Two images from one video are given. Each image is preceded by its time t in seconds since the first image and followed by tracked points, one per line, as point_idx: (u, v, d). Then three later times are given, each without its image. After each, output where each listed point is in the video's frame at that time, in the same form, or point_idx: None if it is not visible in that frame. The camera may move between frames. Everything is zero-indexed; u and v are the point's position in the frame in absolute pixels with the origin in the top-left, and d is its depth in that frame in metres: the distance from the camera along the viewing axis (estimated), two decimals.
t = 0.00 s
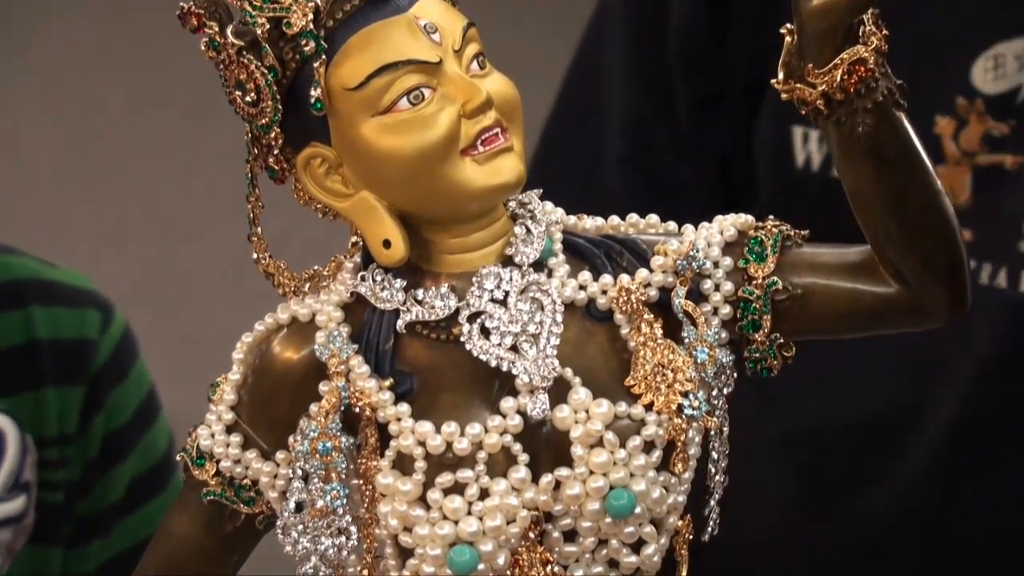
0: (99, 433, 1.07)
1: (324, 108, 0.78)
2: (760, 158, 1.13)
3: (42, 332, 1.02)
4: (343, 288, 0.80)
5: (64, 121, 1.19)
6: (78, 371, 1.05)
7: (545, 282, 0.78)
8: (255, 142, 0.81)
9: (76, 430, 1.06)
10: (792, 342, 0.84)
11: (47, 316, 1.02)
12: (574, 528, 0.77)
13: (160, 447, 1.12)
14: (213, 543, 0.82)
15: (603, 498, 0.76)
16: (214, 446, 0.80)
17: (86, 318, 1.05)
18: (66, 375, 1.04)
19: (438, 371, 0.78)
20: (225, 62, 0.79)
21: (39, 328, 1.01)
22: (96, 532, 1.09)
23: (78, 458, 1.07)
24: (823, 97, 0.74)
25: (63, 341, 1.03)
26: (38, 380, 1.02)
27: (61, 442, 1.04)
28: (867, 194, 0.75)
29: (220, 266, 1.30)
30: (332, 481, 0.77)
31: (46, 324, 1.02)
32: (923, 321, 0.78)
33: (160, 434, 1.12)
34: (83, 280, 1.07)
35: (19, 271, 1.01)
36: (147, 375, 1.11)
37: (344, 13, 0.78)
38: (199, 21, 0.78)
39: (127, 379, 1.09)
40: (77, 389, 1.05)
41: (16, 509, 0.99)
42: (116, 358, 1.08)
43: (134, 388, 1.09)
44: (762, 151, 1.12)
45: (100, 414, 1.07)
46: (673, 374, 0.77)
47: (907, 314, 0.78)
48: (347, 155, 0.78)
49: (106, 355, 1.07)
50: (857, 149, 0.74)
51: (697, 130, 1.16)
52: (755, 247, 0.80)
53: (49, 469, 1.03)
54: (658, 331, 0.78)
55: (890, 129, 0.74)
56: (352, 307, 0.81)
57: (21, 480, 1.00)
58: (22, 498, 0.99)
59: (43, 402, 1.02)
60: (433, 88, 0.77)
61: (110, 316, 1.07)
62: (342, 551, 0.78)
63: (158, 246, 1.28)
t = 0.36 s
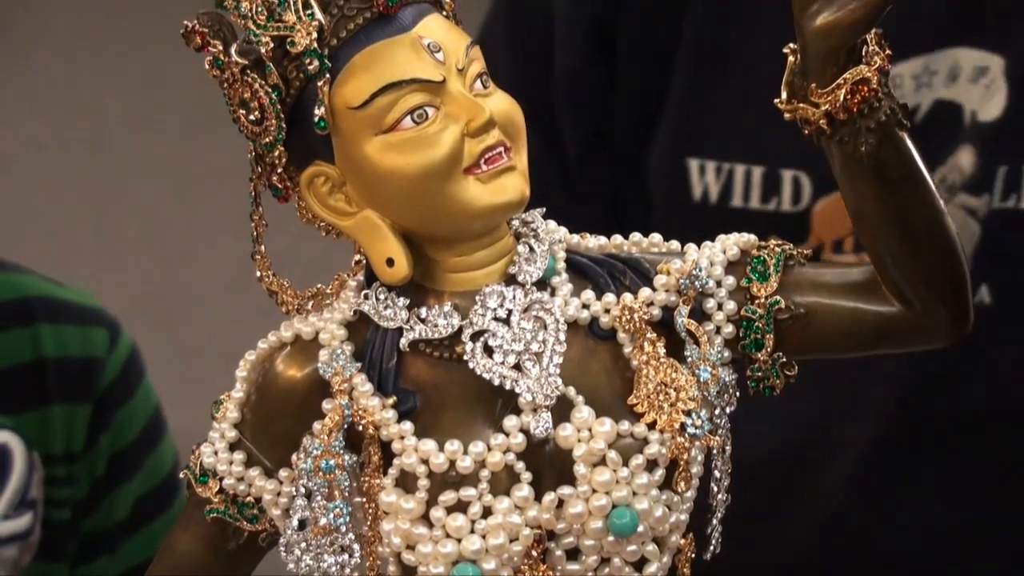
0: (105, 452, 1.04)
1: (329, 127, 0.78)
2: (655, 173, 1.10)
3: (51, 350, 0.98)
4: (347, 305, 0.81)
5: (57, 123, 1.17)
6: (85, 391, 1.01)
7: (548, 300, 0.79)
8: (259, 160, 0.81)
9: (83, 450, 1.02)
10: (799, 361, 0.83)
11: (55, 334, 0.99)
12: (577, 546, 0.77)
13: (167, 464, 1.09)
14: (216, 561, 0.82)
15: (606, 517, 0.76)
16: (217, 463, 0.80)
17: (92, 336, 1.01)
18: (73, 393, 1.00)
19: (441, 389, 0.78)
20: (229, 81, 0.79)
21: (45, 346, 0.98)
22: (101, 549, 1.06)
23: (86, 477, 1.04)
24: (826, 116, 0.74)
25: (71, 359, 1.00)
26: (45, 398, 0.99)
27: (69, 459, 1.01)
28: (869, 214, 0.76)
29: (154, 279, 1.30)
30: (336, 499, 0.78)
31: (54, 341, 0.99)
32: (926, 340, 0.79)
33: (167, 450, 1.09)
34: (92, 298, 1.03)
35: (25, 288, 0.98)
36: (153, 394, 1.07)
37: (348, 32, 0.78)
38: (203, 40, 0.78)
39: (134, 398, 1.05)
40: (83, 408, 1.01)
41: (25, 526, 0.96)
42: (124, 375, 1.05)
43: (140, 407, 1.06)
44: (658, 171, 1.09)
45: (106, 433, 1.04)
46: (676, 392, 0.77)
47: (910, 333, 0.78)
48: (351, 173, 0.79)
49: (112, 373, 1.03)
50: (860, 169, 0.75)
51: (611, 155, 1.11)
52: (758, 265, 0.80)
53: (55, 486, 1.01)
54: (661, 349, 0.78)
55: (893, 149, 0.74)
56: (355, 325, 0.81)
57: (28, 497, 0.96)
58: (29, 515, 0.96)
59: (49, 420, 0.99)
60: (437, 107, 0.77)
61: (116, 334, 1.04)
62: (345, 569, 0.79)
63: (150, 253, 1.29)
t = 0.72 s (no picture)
0: (105, 467, 1.03)
1: (333, 146, 0.79)
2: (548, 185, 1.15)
3: (51, 367, 0.98)
4: (350, 323, 0.81)
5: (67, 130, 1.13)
6: (84, 408, 1.00)
7: (551, 319, 0.79)
8: (263, 179, 0.82)
9: (81, 467, 1.02)
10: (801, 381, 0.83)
11: (55, 352, 0.98)
12: (580, 564, 0.77)
13: (166, 480, 1.07)
14: None
15: (609, 535, 0.76)
16: (220, 481, 0.80)
17: (94, 353, 1.00)
18: (73, 410, 0.99)
19: (444, 408, 0.79)
20: (233, 100, 0.80)
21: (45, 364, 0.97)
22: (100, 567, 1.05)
23: (85, 493, 1.03)
24: (828, 137, 0.75)
25: (74, 376, 0.99)
26: (47, 416, 0.98)
27: (69, 475, 1.00)
28: (871, 234, 0.76)
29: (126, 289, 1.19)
30: (339, 517, 0.78)
31: (55, 358, 0.98)
32: (930, 359, 0.79)
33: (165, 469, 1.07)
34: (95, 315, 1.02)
35: (26, 306, 0.97)
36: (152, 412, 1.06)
37: (352, 51, 0.78)
38: (208, 59, 0.79)
39: (133, 415, 1.04)
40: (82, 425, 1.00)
41: (20, 544, 0.96)
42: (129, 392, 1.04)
43: (140, 424, 1.05)
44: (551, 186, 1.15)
45: (105, 449, 1.03)
46: (678, 412, 0.78)
47: (912, 353, 0.78)
48: (354, 192, 0.79)
49: (112, 391, 1.02)
50: (862, 190, 0.75)
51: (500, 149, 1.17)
52: (761, 285, 0.80)
53: (55, 504, 1.00)
54: (663, 369, 0.78)
55: (895, 169, 0.74)
56: (358, 343, 0.82)
57: (27, 514, 0.97)
58: (26, 533, 0.96)
59: (48, 436, 0.98)
60: (441, 126, 0.77)
61: (117, 352, 1.02)
62: None
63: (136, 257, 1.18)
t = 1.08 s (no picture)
0: (109, 484, 0.94)
1: (337, 163, 0.79)
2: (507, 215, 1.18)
3: (55, 383, 0.91)
4: (354, 341, 0.81)
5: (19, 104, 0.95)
6: (87, 426, 0.93)
7: (554, 336, 0.79)
8: (266, 197, 0.82)
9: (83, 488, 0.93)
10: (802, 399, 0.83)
11: (60, 367, 0.91)
12: None
13: (172, 497, 0.97)
14: None
15: (612, 553, 0.75)
16: (224, 497, 0.80)
17: (97, 368, 0.93)
18: (79, 426, 0.92)
19: (447, 425, 0.79)
20: (237, 117, 0.80)
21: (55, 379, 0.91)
22: None
23: (89, 511, 0.94)
24: (831, 155, 0.75)
25: (76, 393, 0.92)
26: (51, 433, 0.91)
27: (70, 493, 0.92)
28: (874, 251, 0.76)
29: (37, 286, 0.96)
30: (342, 533, 0.77)
31: (59, 374, 0.91)
32: (933, 376, 0.79)
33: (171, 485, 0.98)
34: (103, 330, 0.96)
35: (35, 319, 0.91)
36: (157, 429, 0.97)
37: (356, 69, 0.79)
38: (212, 77, 0.79)
39: (136, 434, 0.96)
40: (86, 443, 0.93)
41: (25, 561, 0.89)
42: (130, 408, 0.96)
43: (143, 442, 0.96)
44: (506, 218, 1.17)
45: (110, 467, 0.94)
46: (681, 429, 0.77)
47: (915, 371, 0.78)
48: (357, 209, 0.79)
49: (115, 408, 0.94)
50: (865, 208, 0.75)
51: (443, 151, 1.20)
52: (764, 303, 0.80)
53: (59, 521, 0.92)
54: (666, 387, 0.78)
55: (898, 188, 0.74)
56: (362, 360, 0.82)
57: (32, 530, 0.90)
58: (31, 550, 0.89)
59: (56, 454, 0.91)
60: (444, 144, 0.78)
61: (123, 366, 0.95)
62: None
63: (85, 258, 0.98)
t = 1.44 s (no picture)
0: (114, 503, 0.99)
1: (339, 181, 0.79)
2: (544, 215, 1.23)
3: (61, 402, 0.94)
4: (357, 359, 0.81)
5: (26, 118, 1.08)
6: (94, 444, 0.97)
7: (557, 354, 0.79)
8: (270, 215, 0.82)
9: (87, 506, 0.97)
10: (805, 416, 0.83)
11: (67, 385, 0.95)
12: None
13: (176, 514, 1.04)
14: None
15: (615, 570, 0.75)
16: (227, 516, 0.80)
17: (103, 387, 0.98)
18: (84, 444, 0.96)
19: (451, 443, 0.79)
20: (240, 135, 0.80)
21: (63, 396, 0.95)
22: None
23: (95, 528, 0.98)
24: (833, 173, 0.75)
25: (83, 412, 0.96)
26: (56, 451, 0.94)
27: (76, 511, 0.96)
28: (877, 269, 0.76)
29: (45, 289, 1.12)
30: (345, 552, 0.77)
31: (65, 393, 0.95)
32: (936, 394, 0.78)
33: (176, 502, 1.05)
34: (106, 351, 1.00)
35: (44, 338, 0.95)
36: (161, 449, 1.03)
37: (358, 87, 0.79)
38: (215, 95, 0.79)
39: (141, 452, 1.01)
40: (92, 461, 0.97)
41: None
42: (134, 428, 1.00)
43: (148, 461, 1.01)
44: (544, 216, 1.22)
45: (117, 485, 0.99)
46: (684, 447, 0.77)
47: (918, 388, 0.78)
48: (360, 227, 0.79)
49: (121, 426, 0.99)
50: (867, 226, 0.75)
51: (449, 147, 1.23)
52: (766, 320, 0.81)
53: (65, 539, 0.95)
54: (669, 405, 0.78)
55: (899, 205, 0.74)
56: (365, 378, 0.82)
57: (38, 548, 0.92)
58: (38, 567, 0.91)
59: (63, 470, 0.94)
60: (447, 162, 0.78)
61: (126, 387, 1.00)
62: None
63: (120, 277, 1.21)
